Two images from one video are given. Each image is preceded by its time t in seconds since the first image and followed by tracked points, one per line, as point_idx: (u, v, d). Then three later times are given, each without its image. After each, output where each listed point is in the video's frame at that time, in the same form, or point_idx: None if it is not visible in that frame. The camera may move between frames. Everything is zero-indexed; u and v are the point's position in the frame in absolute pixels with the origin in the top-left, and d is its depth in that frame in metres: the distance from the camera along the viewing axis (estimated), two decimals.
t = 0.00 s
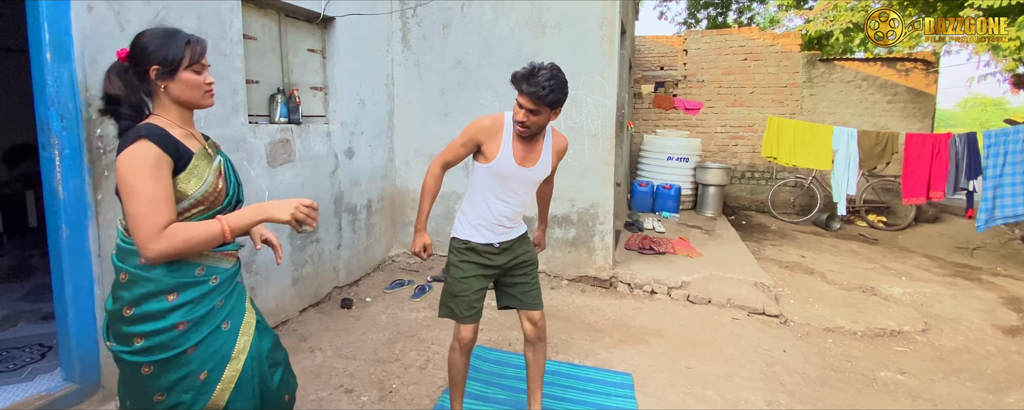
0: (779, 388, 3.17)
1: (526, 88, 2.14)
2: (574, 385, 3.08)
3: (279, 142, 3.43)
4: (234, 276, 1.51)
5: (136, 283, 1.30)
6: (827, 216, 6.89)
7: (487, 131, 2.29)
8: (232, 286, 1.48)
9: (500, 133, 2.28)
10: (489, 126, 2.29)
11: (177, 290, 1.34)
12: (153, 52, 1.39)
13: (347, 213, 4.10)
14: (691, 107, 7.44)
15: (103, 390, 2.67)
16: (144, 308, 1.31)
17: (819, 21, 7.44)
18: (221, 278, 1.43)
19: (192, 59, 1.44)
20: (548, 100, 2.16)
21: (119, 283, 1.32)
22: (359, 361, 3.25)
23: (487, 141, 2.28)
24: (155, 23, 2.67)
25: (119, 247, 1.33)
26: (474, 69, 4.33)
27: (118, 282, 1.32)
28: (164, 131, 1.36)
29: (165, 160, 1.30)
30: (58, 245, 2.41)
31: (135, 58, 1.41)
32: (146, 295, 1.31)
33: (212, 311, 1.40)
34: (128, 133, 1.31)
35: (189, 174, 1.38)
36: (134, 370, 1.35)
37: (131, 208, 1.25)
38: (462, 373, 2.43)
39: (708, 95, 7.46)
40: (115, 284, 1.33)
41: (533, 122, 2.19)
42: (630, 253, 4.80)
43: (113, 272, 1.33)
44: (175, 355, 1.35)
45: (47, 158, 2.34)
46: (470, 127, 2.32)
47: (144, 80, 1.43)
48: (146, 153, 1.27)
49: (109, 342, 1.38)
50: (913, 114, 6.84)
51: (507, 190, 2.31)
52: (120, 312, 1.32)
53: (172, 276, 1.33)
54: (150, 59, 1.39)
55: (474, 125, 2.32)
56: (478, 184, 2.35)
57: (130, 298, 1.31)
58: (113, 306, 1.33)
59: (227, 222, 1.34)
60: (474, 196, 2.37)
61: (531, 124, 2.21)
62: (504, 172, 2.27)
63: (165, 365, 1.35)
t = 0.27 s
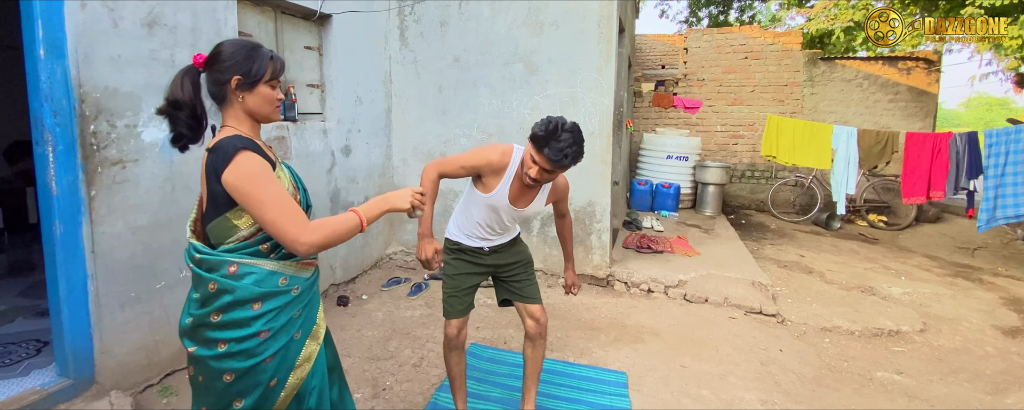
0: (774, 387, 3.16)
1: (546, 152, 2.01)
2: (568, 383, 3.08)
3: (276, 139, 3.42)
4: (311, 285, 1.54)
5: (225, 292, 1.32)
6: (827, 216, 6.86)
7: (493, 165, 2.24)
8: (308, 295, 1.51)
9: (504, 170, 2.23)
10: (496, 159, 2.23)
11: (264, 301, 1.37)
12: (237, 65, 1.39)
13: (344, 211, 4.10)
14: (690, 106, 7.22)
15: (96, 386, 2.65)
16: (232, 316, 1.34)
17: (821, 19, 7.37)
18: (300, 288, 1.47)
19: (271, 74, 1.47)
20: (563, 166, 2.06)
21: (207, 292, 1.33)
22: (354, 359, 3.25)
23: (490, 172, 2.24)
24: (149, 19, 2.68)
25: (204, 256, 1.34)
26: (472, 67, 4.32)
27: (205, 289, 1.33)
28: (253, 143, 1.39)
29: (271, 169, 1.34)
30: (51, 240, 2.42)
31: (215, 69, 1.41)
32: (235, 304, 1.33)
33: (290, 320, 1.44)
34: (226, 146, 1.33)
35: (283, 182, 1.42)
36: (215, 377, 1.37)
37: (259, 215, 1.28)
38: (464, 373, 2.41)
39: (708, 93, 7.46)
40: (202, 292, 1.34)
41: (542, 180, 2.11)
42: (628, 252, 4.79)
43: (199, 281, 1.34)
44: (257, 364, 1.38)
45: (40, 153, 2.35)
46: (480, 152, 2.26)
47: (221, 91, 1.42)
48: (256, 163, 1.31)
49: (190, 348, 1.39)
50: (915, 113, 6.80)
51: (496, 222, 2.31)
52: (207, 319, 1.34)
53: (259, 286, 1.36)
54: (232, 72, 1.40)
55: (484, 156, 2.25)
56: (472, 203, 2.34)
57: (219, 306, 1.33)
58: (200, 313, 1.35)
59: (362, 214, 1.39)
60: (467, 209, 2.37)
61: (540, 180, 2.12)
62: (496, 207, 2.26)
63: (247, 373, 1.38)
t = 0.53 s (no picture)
0: (768, 385, 3.15)
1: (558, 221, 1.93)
2: (562, 381, 3.07)
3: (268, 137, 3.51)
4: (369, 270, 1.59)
5: (288, 284, 1.38)
6: (824, 214, 6.86)
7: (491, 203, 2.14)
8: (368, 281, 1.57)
9: (499, 208, 2.16)
10: (495, 199, 2.13)
11: (325, 289, 1.42)
12: (306, 55, 1.42)
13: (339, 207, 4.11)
14: (688, 104, 7.10)
15: (88, 382, 2.66)
16: (299, 308, 1.40)
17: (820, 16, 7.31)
18: (360, 274, 1.52)
19: (337, 67, 1.49)
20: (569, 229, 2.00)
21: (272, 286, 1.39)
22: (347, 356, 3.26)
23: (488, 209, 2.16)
24: (141, 16, 2.67)
25: (265, 251, 1.39)
26: (467, 64, 4.31)
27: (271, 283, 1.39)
28: (319, 129, 1.41)
29: (333, 159, 1.36)
30: (43, 236, 2.42)
31: (283, 59, 1.43)
32: (300, 297, 1.39)
33: (353, 306, 1.50)
34: (296, 131, 1.36)
35: (343, 173, 1.45)
36: (294, 366, 1.45)
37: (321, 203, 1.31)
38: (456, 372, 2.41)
39: (706, 91, 7.46)
40: (268, 286, 1.41)
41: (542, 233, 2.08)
42: (624, 250, 4.78)
43: (263, 276, 1.40)
44: (329, 350, 1.45)
45: (31, 150, 2.35)
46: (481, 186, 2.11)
47: (289, 80, 1.44)
48: (320, 151, 1.34)
49: (265, 342, 1.47)
50: (913, 111, 6.78)
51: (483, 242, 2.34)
52: (276, 313, 1.41)
53: (319, 276, 1.40)
54: (300, 61, 1.42)
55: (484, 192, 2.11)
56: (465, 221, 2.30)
57: (285, 299, 1.39)
58: (269, 308, 1.41)
59: (405, 219, 1.45)
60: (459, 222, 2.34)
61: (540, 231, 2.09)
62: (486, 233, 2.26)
63: (322, 359, 1.45)
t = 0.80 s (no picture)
0: (763, 381, 3.15)
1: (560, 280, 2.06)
2: (557, 377, 3.07)
3: (264, 132, 3.50)
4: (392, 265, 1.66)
5: (337, 281, 1.40)
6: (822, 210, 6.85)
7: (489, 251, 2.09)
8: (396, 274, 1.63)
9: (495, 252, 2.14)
10: (493, 251, 2.08)
11: (370, 282, 1.46)
12: (339, 49, 1.42)
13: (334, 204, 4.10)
14: (688, 100, 6.98)
15: (83, 378, 2.66)
16: (348, 304, 1.43)
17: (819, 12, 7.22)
18: (395, 269, 1.58)
19: (366, 64, 1.51)
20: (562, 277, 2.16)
21: (317, 284, 1.40)
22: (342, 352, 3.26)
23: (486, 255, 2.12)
24: (132, 10, 2.65)
25: (307, 247, 1.39)
26: (464, 60, 4.29)
27: (316, 281, 1.40)
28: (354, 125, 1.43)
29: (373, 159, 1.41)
30: (35, 232, 2.41)
31: (315, 53, 1.42)
32: (349, 292, 1.42)
33: (391, 300, 1.56)
34: (334, 127, 1.37)
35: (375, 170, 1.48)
36: (340, 363, 1.47)
37: (364, 199, 1.35)
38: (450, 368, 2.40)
39: (704, 87, 7.44)
40: (313, 285, 1.41)
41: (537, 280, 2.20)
42: (621, 246, 4.77)
43: (306, 275, 1.40)
44: (373, 342, 1.50)
45: (22, 146, 2.35)
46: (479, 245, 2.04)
47: (321, 74, 1.44)
48: (362, 149, 1.37)
49: (306, 343, 1.46)
50: (912, 107, 6.75)
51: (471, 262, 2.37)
52: (324, 311, 1.41)
53: (363, 270, 1.44)
54: (333, 54, 1.42)
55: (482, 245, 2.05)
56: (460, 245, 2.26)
57: (334, 296, 1.41)
58: (313, 307, 1.41)
59: (429, 221, 1.53)
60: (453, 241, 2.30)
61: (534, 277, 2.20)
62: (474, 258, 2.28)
63: (367, 352, 1.49)
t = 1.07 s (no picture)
0: (760, 375, 3.15)
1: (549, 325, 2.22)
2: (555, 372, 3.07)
3: (261, 127, 3.50)
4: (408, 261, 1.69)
5: (375, 279, 1.42)
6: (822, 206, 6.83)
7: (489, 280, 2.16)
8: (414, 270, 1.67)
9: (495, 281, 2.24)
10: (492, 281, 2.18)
11: (403, 280, 1.49)
12: (364, 41, 1.42)
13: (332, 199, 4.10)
14: (687, 95, 7.18)
15: (81, 372, 2.66)
16: (384, 301, 1.45)
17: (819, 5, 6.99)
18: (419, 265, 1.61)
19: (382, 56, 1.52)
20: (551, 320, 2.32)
21: (355, 283, 1.41)
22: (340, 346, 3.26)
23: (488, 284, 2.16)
24: (127, 4, 2.64)
25: (342, 247, 1.39)
26: (462, 55, 4.27)
27: (353, 280, 1.41)
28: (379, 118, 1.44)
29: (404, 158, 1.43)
30: (31, 227, 2.41)
31: (337, 43, 1.39)
32: (386, 290, 1.45)
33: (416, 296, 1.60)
34: (369, 125, 1.36)
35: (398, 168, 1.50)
36: (372, 361, 1.49)
37: (399, 203, 1.36)
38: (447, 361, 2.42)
39: (704, 82, 7.41)
40: (349, 284, 1.42)
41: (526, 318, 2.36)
42: (619, 241, 4.77)
43: (343, 274, 1.40)
44: (402, 337, 1.53)
45: (17, 140, 2.34)
46: (479, 279, 2.07)
47: (345, 66, 1.42)
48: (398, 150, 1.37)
49: (338, 342, 1.47)
50: (912, 102, 6.73)
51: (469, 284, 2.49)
52: (361, 310, 1.42)
53: (397, 267, 1.47)
54: (357, 46, 1.41)
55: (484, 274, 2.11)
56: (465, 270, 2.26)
57: (371, 295, 1.43)
58: (350, 307, 1.42)
59: (448, 221, 1.57)
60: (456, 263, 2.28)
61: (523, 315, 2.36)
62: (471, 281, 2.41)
63: (397, 347, 1.53)
